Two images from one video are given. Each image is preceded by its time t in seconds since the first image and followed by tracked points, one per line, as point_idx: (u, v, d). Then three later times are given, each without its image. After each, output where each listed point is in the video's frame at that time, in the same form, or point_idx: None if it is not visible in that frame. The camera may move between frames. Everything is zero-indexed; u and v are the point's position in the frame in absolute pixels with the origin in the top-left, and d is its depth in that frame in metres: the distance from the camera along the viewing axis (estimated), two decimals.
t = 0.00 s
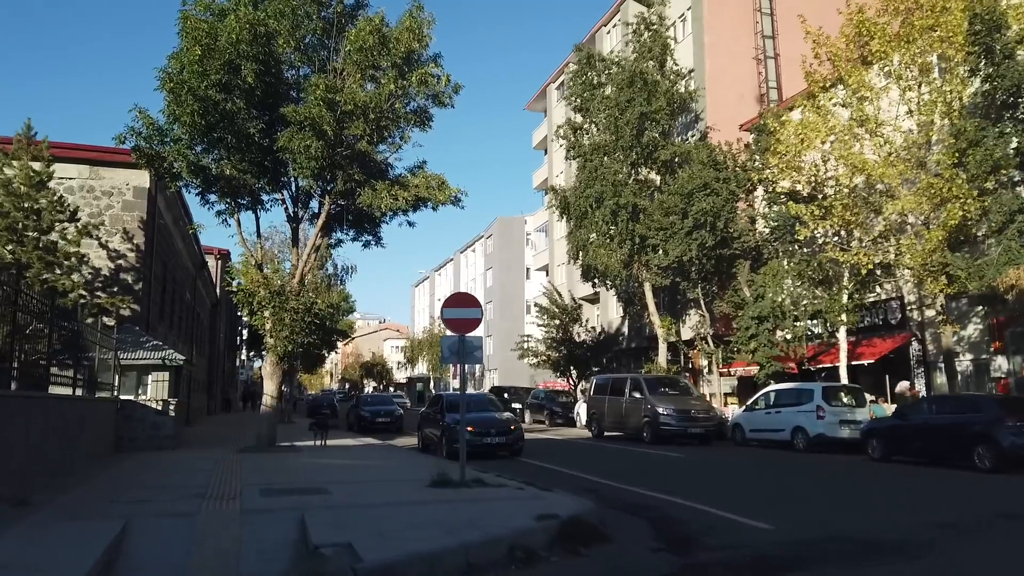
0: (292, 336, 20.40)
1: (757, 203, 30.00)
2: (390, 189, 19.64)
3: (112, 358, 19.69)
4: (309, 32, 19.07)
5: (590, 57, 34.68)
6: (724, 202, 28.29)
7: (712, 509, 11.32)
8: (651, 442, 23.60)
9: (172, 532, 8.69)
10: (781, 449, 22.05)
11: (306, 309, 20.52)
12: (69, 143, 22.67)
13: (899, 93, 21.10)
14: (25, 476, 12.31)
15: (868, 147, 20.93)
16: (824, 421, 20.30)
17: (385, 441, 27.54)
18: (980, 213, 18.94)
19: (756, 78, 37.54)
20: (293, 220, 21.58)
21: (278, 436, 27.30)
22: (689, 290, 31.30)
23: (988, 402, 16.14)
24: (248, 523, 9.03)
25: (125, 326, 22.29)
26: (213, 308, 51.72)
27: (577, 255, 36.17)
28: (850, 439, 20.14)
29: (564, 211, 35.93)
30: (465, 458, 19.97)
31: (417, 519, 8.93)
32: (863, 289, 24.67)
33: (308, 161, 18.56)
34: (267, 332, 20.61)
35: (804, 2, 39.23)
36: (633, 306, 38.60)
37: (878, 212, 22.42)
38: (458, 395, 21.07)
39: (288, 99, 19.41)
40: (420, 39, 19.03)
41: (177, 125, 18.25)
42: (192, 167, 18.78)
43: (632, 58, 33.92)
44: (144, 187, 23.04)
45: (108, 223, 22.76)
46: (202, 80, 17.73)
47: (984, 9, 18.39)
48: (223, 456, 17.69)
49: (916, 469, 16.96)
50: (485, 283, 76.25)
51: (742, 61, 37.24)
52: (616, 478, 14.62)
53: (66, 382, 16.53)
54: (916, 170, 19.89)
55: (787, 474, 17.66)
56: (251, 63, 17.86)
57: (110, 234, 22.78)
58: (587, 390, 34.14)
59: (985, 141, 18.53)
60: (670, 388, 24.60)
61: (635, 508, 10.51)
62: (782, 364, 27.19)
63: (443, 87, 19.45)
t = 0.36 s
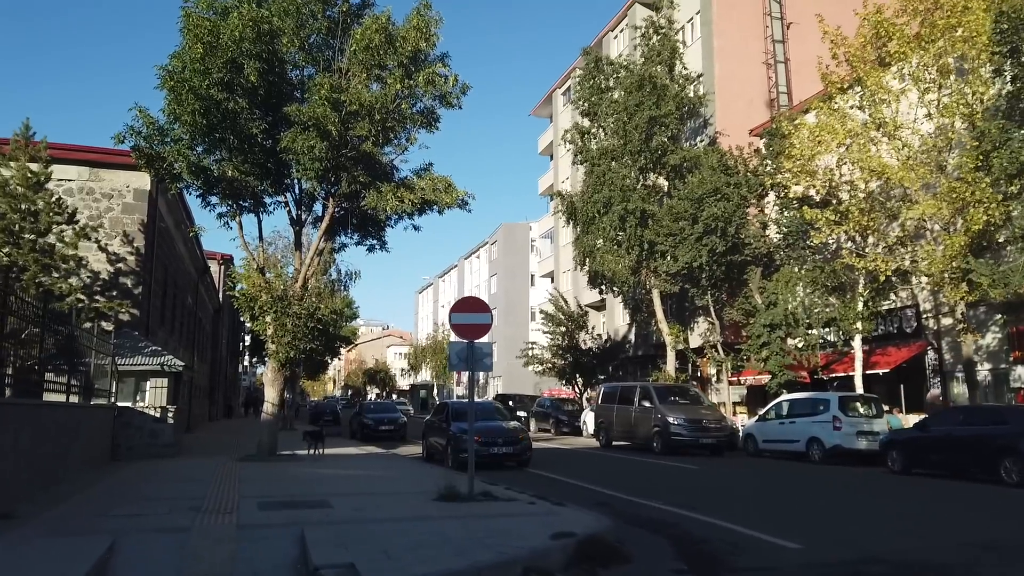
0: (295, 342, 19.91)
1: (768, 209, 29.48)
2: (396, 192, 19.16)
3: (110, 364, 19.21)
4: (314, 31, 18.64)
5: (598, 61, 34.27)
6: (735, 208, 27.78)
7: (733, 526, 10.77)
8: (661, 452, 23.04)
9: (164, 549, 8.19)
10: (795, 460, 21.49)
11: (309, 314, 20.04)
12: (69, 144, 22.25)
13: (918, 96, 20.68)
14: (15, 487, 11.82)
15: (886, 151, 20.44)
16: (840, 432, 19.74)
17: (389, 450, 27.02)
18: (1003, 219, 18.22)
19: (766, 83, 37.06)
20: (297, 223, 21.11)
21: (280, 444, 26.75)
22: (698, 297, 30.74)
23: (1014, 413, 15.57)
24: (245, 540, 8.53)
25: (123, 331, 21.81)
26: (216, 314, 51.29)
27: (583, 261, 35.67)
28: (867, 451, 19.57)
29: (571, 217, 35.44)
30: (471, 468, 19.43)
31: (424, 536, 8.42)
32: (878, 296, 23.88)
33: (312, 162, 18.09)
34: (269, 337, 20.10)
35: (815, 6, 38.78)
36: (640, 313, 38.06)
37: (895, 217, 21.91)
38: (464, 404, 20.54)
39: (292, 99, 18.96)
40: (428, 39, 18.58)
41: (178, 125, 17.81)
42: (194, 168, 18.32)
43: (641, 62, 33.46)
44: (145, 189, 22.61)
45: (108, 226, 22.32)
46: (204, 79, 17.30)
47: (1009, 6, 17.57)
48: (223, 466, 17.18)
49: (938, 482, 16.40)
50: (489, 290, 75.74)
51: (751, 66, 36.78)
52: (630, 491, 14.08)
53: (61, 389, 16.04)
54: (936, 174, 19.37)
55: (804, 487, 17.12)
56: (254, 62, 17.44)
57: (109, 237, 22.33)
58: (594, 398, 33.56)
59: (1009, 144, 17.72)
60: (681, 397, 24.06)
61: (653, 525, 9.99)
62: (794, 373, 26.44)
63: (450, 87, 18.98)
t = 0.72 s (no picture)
0: (297, 347, 19.30)
1: (780, 211, 28.88)
2: (401, 191, 18.57)
3: (106, 370, 18.62)
4: (316, 27, 18.07)
5: (604, 61, 33.69)
6: (746, 209, 27.17)
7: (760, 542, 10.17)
8: (674, 460, 22.42)
9: (154, 569, 7.61)
10: (812, 468, 20.86)
11: (311, 318, 19.44)
12: (65, 145, 21.72)
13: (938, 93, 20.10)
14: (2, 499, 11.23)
15: (905, 149, 19.86)
16: (861, 439, 19.12)
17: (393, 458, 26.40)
18: None
19: (775, 83, 36.46)
20: (299, 225, 20.52)
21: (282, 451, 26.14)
22: (709, 301, 30.09)
23: None
24: (242, 559, 7.94)
25: (121, 335, 21.23)
26: (218, 319, 50.74)
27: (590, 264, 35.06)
28: (888, 459, 18.97)
29: (577, 220, 34.83)
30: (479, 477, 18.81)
31: (434, 556, 7.83)
32: (896, 299, 23.49)
33: (315, 161, 17.52)
34: (270, 342, 19.48)
35: (824, 6, 38.21)
36: (648, 317, 37.43)
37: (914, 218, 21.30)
38: (471, 410, 19.94)
39: (294, 97, 18.41)
40: (433, 33, 18.02)
41: (177, 122, 17.25)
42: (192, 167, 17.76)
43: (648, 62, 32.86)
44: (143, 190, 22.08)
45: (105, 228, 21.75)
46: (203, 75, 16.75)
47: None
48: (223, 475, 16.58)
49: (965, 492, 15.77)
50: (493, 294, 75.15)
51: (760, 66, 36.15)
52: (647, 502, 13.47)
53: (55, 396, 15.46)
54: (959, 172, 18.76)
55: (824, 497, 16.51)
56: (255, 57, 16.91)
57: (107, 240, 21.77)
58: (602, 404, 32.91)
59: None
60: (693, 403, 23.43)
61: (677, 541, 9.40)
62: (809, 379, 25.62)
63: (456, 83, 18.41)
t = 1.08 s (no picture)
0: (319, 345, 18.91)
1: (812, 206, 28.14)
2: (425, 185, 18.12)
3: (128, 369, 18.31)
4: (337, 20, 17.65)
5: (629, 56, 33.10)
6: (776, 205, 26.50)
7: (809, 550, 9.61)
8: (705, 462, 21.82)
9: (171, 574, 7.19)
10: (848, 471, 20.16)
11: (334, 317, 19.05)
12: (87, 143, 21.50)
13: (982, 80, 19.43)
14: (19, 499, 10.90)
15: (946, 137, 19.19)
16: (902, 440, 18.45)
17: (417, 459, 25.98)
18: None
19: (804, 77, 35.72)
20: (321, 221, 20.14)
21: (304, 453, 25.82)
22: (738, 300, 29.40)
23: None
24: (264, 563, 7.51)
25: (142, 335, 20.97)
26: (240, 320, 50.67)
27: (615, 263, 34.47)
28: (931, 461, 18.31)
29: (602, 218, 34.27)
30: (505, 479, 18.33)
31: (467, 561, 7.37)
32: (934, 296, 22.78)
33: (336, 155, 17.13)
34: (292, 341, 19.09)
35: None
36: (674, 317, 36.77)
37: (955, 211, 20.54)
38: (498, 411, 19.48)
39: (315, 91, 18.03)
40: (457, 23, 17.55)
41: (198, 116, 16.93)
42: (213, 162, 17.42)
43: (674, 57, 32.23)
44: (165, 188, 21.85)
45: (126, 226, 21.50)
46: (224, 67, 16.40)
47: None
48: (246, 477, 16.20)
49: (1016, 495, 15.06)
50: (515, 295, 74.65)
51: (788, 60, 35.41)
52: (683, 505, 12.92)
53: (76, 395, 15.14)
54: (1005, 162, 18.04)
55: (866, 501, 15.86)
56: (276, 49, 16.54)
57: (128, 238, 21.52)
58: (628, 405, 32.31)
59: None
60: (724, 404, 22.80)
61: (722, 547, 8.87)
62: (844, 378, 24.92)
63: (481, 76, 17.96)
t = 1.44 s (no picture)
0: (325, 349, 18.40)
1: (826, 206, 27.59)
2: (433, 183, 17.60)
3: (129, 375, 17.81)
4: (343, 17, 17.16)
5: (637, 55, 32.63)
6: (790, 205, 25.98)
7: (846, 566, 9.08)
8: (720, 468, 21.27)
9: None
10: (869, 477, 19.61)
11: (340, 320, 18.52)
12: (87, 144, 21.07)
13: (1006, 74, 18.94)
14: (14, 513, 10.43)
15: (969, 133, 18.71)
16: (925, 446, 17.88)
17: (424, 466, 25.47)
18: None
19: (815, 76, 35.23)
20: (326, 222, 19.64)
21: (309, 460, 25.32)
22: (750, 302, 28.85)
23: None
24: None
25: (144, 340, 20.48)
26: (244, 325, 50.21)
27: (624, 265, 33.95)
28: (955, 467, 17.72)
29: (610, 219, 33.74)
30: (517, 487, 17.81)
31: None
32: (954, 297, 22.25)
33: (342, 154, 16.66)
34: (297, 345, 18.59)
35: None
36: (683, 320, 36.23)
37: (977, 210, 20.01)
38: (509, 416, 18.97)
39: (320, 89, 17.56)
40: (465, 18, 17.09)
41: (200, 114, 16.47)
42: (216, 161, 16.94)
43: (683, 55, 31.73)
44: (166, 190, 21.39)
45: (127, 229, 21.03)
46: (226, 64, 15.92)
47: None
48: (249, 485, 15.71)
49: None
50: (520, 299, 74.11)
51: (799, 59, 34.90)
52: (705, 516, 12.39)
53: (75, 401, 14.68)
54: None
55: (890, 510, 15.35)
56: (280, 45, 16.08)
57: (129, 241, 21.05)
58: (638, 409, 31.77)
59: None
60: (739, 409, 22.25)
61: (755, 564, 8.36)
62: (861, 382, 24.33)
63: (490, 72, 17.49)
